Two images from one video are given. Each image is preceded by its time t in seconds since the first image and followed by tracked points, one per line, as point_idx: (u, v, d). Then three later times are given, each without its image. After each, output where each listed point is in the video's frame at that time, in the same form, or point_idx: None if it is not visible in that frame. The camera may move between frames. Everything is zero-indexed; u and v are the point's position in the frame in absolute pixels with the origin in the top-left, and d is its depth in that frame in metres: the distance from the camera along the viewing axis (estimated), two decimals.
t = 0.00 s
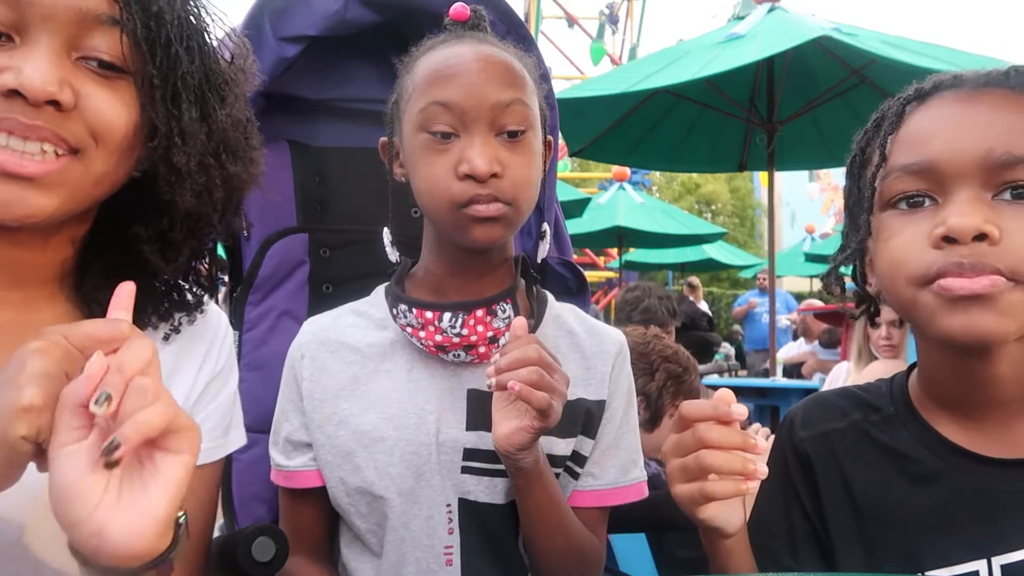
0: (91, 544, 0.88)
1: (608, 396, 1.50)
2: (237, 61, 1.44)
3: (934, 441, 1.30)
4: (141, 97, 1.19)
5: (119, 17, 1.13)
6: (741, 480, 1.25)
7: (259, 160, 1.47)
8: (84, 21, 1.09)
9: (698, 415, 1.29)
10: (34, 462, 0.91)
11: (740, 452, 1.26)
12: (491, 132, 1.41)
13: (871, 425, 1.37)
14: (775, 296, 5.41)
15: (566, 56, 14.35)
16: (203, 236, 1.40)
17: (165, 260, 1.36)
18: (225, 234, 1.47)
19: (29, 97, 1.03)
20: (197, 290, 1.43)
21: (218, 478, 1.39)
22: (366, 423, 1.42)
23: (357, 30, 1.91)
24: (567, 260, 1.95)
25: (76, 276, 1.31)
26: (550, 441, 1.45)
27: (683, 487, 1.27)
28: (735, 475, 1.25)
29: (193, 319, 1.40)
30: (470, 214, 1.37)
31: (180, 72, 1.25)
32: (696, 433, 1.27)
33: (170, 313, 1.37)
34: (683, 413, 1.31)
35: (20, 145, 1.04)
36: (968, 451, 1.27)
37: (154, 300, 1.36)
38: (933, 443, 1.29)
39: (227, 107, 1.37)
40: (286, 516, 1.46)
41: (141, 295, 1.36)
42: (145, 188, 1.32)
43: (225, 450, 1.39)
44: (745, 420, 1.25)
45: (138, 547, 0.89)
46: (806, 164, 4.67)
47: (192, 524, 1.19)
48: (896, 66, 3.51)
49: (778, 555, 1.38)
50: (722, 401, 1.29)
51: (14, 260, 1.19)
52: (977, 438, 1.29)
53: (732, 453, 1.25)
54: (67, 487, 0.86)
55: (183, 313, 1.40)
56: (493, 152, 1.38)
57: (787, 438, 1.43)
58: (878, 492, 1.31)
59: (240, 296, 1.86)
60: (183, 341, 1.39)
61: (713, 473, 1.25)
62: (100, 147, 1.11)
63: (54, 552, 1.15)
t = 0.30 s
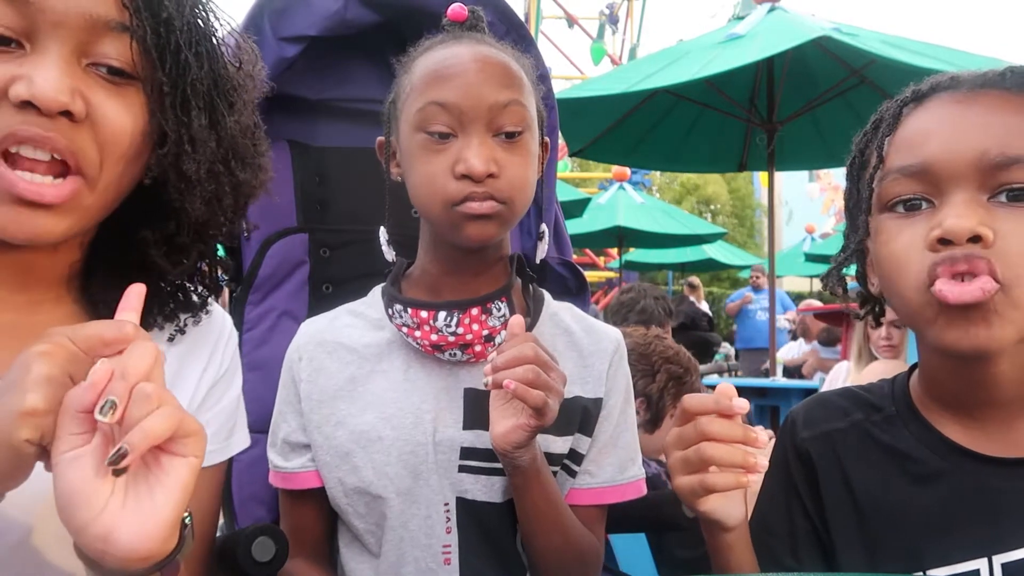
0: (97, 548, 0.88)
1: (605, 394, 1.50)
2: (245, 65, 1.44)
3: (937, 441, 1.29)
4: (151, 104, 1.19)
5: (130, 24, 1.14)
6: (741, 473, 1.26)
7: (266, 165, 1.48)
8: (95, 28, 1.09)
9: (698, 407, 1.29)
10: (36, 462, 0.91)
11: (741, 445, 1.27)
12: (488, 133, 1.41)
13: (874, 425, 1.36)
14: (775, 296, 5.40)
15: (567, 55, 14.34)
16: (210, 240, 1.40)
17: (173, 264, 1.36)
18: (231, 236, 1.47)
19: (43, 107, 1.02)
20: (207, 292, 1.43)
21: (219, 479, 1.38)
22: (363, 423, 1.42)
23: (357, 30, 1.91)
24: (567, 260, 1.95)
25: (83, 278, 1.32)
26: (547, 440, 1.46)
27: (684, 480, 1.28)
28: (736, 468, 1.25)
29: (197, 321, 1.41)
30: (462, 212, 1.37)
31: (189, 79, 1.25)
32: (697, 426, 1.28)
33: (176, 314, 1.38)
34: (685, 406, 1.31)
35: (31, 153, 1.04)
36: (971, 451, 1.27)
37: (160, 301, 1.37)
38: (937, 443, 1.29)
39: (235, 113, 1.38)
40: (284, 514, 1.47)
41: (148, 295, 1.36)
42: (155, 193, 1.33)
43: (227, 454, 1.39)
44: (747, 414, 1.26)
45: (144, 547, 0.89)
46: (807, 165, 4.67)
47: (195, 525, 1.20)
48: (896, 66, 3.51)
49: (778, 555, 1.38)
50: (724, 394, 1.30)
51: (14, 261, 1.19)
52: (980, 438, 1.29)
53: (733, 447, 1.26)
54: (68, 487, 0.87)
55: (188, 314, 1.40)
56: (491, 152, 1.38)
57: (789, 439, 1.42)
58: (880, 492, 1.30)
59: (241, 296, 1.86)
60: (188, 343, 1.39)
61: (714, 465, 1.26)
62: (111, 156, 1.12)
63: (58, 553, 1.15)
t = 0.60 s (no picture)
0: (106, 550, 0.88)
1: (605, 395, 1.50)
2: (253, 67, 1.44)
3: (939, 435, 1.29)
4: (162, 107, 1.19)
5: (140, 27, 1.13)
6: (748, 454, 1.26)
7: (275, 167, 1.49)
8: (107, 32, 1.09)
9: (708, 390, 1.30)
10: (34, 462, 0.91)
11: (749, 427, 1.27)
12: (487, 132, 1.41)
13: (875, 422, 1.36)
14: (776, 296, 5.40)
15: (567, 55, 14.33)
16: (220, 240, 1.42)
17: (182, 264, 1.37)
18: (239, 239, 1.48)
19: (56, 112, 1.02)
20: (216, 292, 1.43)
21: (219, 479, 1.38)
22: (361, 422, 1.41)
23: (357, 29, 1.91)
24: (567, 260, 1.94)
25: (92, 278, 1.32)
26: (546, 441, 1.46)
27: (692, 459, 1.28)
28: (743, 448, 1.26)
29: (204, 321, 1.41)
30: (461, 211, 1.37)
31: (200, 82, 1.25)
32: (708, 408, 1.28)
33: (182, 314, 1.38)
34: (693, 388, 1.31)
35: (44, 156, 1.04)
36: (973, 444, 1.26)
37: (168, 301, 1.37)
38: (938, 438, 1.29)
39: (245, 115, 1.38)
40: (282, 511, 1.47)
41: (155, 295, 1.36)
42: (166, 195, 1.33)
43: (230, 455, 1.39)
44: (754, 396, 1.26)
45: (154, 550, 0.89)
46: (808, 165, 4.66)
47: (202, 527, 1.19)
48: (896, 66, 3.51)
49: (779, 554, 1.38)
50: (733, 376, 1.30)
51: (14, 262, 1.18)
52: (981, 430, 1.29)
53: (741, 428, 1.27)
54: (74, 488, 0.87)
55: (194, 314, 1.39)
56: (490, 151, 1.38)
57: (791, 438, 1.42)
58: (882, 491, 1.30)
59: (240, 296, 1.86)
60: (194, 343, 1.39)
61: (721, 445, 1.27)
62: (122, 158, 1.11)
63: (59, 555, 1.15)
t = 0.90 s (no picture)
0: (112, 552, 0.88)
1: (607, 396, 1.50)
2: (261, 68, 1.43)
3: (937, 433, 1.29)
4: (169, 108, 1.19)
5: (148, 28, 1.13)
6: (749, 449, 1.27)
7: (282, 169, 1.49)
8: (115, 34, 1.08)
9: (709, 386, 1.30)
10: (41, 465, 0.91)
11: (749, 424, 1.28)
12: (491, 133, 1.40)
13: (872, 420, 1.36)
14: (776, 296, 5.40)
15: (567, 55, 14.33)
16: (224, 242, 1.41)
17: (187, 266, 1.37)
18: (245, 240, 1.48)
19: (65, 114, 1.03)
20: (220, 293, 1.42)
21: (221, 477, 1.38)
22: (364, 424, 1.41)
23: (357, 29, 1.91)
24: (567, 260, 1.95)
25: (97, 279, 1.31)
26: (550, 442, 1.45)
27: (694, 455, 1.29)
28: (742, 445, 1.27)
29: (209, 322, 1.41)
30: (468, 214, 1.37)
31: (207, 84, 1.25)
32: (708, 404, 1.28)
33: (187, 315, 1.37)
34: (695, 383, 1.31)
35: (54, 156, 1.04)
36: (971, 441, 1.26)
37: (171, 302, 1.36)
38: (935, 435, 1.29)
39: (252, 117, 1.37)
40: (283, 511, 1.47)
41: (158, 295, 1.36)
42: (173, 196, 1.33)
43: (235, 457, 1.40)
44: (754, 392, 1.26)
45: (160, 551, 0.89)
46: (808, 165, 4.67)
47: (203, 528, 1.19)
48: (895, 66, 3.51)
49: (779, 553, 1.38)
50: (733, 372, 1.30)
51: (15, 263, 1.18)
52: (977, 426, 1.29)
53: (741, 424, 1.27)
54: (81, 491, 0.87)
55: (199, 315, 1.40)
56: (493, 152, 1.38)
57: (791, 438, 1.42)
58: (881, 489, 1.30)
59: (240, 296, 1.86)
60: (199, 343, 1.40)
61: (721, 441, 1.27)
62: (131, 160, 1.11)
63: (64, 556, 1.15)
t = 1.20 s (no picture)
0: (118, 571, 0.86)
1: (609, 397, 1.51)
2: (276, 73, 1.43)
3: (936, 433, 1.29)
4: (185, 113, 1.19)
5: (163, 34, 1.14)
6: (743, 456, 1.27)
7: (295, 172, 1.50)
8: (131, 39, 1.09)
9: (704, 391, 1.28)
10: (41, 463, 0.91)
11: (743, 430, 1.27)
12: (496, 134, 1.41)
13: (871, 420, 1.37)
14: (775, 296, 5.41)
15: (566, 55, 14.33)
16: (239, 244, 1.44)
17: (201, 267, 1.40)
18: (254, 243, 1.50)
19: (82, 119, 1.03)
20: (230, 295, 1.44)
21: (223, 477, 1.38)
22: (369, 424, 1.42)
23: (357, 29, 1.91)
24: (567, 260, 1.95)
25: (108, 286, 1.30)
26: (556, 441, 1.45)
27: (688, 461, 1.29)
28: (737, 451, 1.26)
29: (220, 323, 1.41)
30: (471, 218, 1.37)
31: (221, 88, 1.26)
32: (702, 410, 1.28)
33: (200, 317, 1.38)
34: (690, 389, 1.30)
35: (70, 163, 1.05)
36: (971, 441, 1.27)
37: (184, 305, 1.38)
38: (936, 435, 1.29)
39: (265, 121, 1.39)
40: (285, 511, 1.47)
41: (173, 299, 1.37)
42: (186, 201, 1.35)
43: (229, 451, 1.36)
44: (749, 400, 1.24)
45: None
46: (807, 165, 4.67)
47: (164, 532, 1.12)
48: (895, 66, 3.51)
49: (779, 553, 1.38)
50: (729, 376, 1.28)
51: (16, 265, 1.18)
52: (976, 425, 1.30)
53: (735, 430, 1.26)
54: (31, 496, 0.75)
55: (211, 316, 1.40)
56: (498, 154, 1.39)
57: (789, 438, 1.42)
58: (882, 490, 1.30)
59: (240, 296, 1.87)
60: (206, 345, 1.39)
61: (716, 447, 1.27)
62: (147, 167, 1.12)
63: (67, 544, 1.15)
